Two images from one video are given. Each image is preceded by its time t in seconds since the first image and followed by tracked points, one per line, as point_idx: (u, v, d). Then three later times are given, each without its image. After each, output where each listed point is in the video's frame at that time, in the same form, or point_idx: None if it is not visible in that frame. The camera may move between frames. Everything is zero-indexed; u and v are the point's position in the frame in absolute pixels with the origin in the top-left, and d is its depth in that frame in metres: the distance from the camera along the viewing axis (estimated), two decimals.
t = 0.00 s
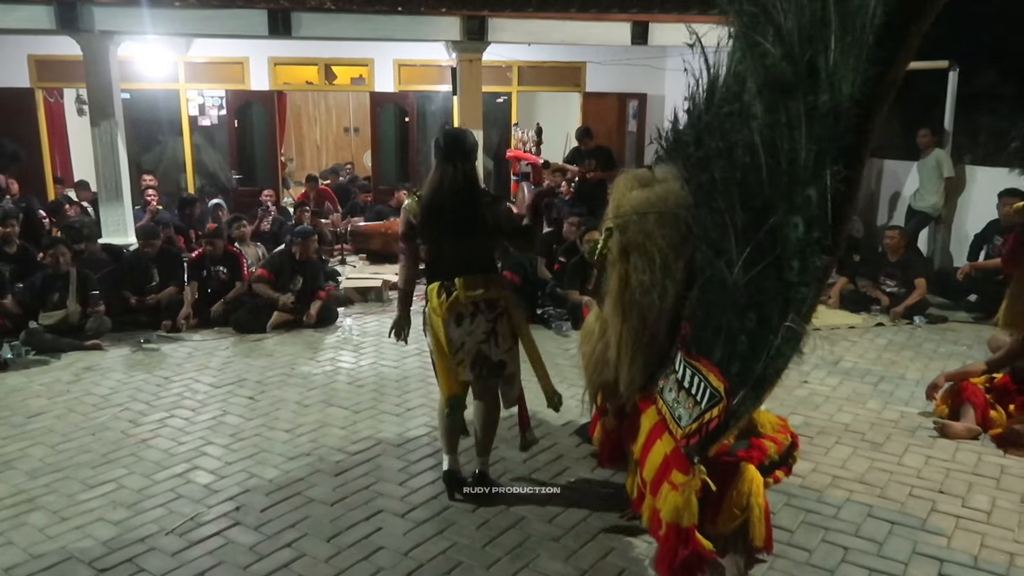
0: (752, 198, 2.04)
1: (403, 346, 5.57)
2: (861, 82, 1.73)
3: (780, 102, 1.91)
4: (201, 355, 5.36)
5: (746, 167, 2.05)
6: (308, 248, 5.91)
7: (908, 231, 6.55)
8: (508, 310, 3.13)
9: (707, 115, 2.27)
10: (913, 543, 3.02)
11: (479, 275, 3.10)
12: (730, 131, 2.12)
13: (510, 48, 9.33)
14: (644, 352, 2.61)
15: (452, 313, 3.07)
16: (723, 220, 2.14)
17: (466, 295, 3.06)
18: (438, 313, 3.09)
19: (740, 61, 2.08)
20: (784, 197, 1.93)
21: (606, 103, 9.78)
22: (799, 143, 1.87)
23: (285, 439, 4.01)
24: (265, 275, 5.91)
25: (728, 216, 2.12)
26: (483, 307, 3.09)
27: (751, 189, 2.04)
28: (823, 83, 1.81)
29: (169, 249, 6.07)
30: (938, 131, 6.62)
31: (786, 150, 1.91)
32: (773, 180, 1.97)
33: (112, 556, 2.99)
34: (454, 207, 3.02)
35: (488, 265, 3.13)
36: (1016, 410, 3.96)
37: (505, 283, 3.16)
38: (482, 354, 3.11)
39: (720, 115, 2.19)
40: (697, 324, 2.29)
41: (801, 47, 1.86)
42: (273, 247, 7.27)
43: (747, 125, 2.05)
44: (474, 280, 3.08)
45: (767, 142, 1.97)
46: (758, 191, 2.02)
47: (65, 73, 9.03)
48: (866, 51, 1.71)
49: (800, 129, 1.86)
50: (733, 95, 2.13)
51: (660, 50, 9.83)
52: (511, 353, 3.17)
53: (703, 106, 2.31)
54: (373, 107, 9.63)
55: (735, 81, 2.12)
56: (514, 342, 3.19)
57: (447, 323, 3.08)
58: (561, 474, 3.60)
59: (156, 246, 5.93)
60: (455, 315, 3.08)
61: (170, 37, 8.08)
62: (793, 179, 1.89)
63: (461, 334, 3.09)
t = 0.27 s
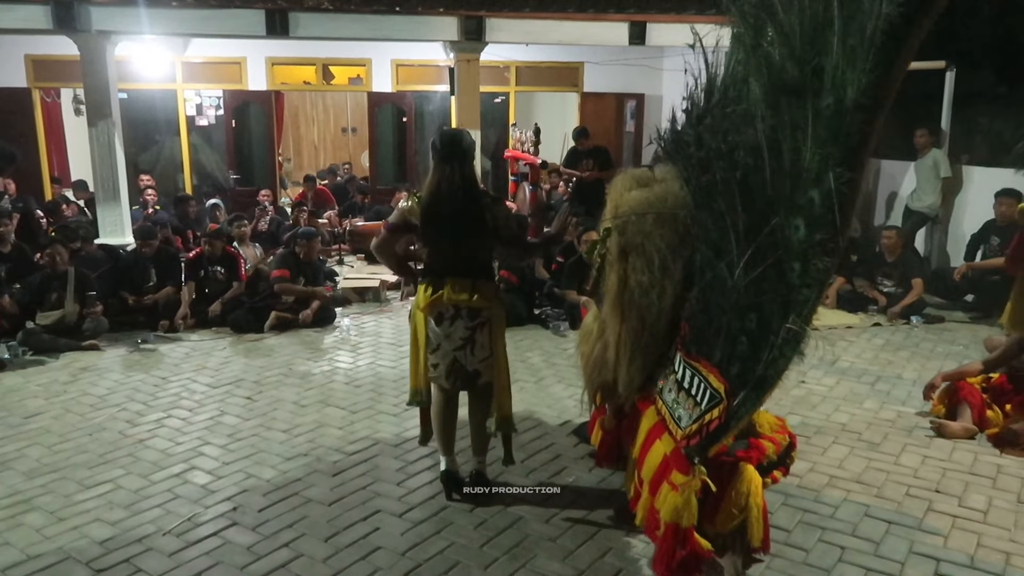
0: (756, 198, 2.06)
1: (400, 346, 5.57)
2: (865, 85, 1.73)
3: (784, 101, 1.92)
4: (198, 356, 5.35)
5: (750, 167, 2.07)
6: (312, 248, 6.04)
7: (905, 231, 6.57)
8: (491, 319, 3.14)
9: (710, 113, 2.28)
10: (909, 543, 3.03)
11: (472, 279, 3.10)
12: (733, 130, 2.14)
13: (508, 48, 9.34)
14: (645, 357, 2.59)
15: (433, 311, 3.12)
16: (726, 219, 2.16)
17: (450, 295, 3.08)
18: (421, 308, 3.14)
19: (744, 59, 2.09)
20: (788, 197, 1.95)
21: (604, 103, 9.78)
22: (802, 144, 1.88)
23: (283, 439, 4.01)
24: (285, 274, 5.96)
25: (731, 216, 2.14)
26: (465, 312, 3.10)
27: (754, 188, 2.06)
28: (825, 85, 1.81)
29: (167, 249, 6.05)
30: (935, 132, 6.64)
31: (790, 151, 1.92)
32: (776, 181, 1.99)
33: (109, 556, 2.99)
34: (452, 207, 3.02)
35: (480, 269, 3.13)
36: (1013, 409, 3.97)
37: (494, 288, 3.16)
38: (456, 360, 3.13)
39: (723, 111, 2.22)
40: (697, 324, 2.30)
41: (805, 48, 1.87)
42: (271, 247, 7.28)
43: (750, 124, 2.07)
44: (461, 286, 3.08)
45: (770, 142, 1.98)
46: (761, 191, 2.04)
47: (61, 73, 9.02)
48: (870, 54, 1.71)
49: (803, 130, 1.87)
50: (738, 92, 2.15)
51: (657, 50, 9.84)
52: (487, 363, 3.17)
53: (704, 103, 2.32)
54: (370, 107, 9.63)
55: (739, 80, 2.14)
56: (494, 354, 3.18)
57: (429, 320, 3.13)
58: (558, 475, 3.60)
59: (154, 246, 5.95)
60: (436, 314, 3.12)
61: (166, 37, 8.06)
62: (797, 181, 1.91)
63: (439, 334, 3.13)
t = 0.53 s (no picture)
0: (751, 196, 2.06)
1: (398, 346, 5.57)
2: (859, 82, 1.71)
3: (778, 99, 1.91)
4: (196, 356, 5.35)
5: (746, 165, 2.06)
6: (316, 247, 6.18)
7: (902, 231, 6.57)
8: (489, 322, 3.14)
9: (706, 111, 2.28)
10: (907, 543, 3.03)
11: (473, 279, 3.10)
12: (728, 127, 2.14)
13: (506, 49, 9.35)
14: (645, 358, 2.62)
15: (431, 306, 3.11)
16: (722, 218, 2.15)
17: (450, 293, 3.07)
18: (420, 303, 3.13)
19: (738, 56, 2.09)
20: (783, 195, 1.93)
21: (602, 103, 9.78)
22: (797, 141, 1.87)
23: (280, 439, 4.01)
24: (298, 271, 6.09)
25: (727, 216, 2.13)
26: (461, 314, 3.10)
27: (750, 186, 2.06)
28: (819, 82, 1.80)
29: (165, 248, 6.02)
30: (932, 132, 6.65)
31: (785, 149, 1.91)
32: (772, 179, 1.98)
33: (107, 557, 2.98)
34: (454, 207, 3.03)
35: (482, 270, 3.13)
36: (1011, 409, 3.95)
37: (494, 291, 3.17)
38: (448, 359, 3.13)
39: (718, 109, 2.22)
40: (696, 323, 2.30)
41: (800, 46, 1.85)
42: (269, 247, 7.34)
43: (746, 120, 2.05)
44: (458, 285, 3.08)
45: (764, 140, 1.98)
46: (758, 189, 2.04)
47: (59, 73, 9.01)
48: (865, 50, 1.70)
49: (798, 129, 1.86)
50: (733, 90, 2.14)
51: (655, 50, 9.85)
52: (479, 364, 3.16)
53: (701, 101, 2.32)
54: (368, 108, 9.65)
55: (733, 77, 2.14)
56: (489, 355, 3.16)
57: (424, 316, 3.13)
58: (556, 475, 3.60)
59: (151, 246, 5.92)
60: (432, 310, 3.12)
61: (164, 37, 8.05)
62: (791, 179, 1.89)
63: (433, 330, 3.13)
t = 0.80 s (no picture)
0: (749, 194, 2.05)
1: (396, 346, 5.57)
2: (851, 81, 1.66)
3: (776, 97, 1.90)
4: (194, 356, 5.34)
5: (742, 164, 2.05)
6: (319, 249, 6.21)
7: (900, 231, 6.58)
8: (504, 313, 3.16)
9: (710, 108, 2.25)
10: (904, 542, 3.04)
11: (479, 278, 3.11)
12: (728, 124, 2.12)
13: (504, 49, 9.36)
14: (648, 355, 2.71)
15: (447, 314, 3.09)
16: (721, 215, 2.17)
17: (463, 297, 3.07)
18: (432, 314, 3.12)
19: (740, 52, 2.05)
20: (781, 193, 1.92)
21: (599, 103, 9.78)
22: (794, 139, 1.85)
23: (278, 440, 4.01)
24: (302, 269, 6.13)
25: (726, 214, 2.15)
26: (480, 311, 3.11)
27: (750, 184, 2.04)
28: (816, 81, 1.76)
29: (162, 249, 6.01)
30: (930, 132, 6.66)
31: (783, 148, 1.89)
32: (769, 177, 1.97)
33: (104, 558, 2.98)
34: (449, 209, 3.01)
35: (487, 269, 3.14)
36: (1008, 409, 3.98)
37: (501, 285, 3.19)
38: (473, 356, 3.16)
39: (720, 110, 2.20)
40: (698, 322, 2.34)
41: (797, 42, 1.82)
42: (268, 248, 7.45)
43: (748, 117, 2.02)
44: (468, 284, 3.09)
45: (762, 139, 1.97)
46: (755, 189, 2.03)
47: (56, 73, 9.00)
48: (858, 47, 1.64)
49: (795, 127, 1.85)
50: (735, 86, 2.12)
51: (653, 50, 9.85)
52: (501, 359, 3.20)
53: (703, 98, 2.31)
54: (366, 108, 9.64)
55: (734, 74, 2.12)
56: (506, 348, 3.21)
57: (442, 323, 3.10)
58: (555, 475, 3.61)
59: (150, 246, 5.92)
60: (450, 316, 3.10)
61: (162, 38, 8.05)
62: (788, 179, 1.88)
63: (455, 336, 3.12)
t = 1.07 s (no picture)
0: (752, 188, 2.05)
1: (394, 347, 5.57)
2: (855, 68, 1.75)
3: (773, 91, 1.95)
4: (191, 357, 5.33)
5: (744, 156, 2.05)
6: (317, 249, 6.17)
7: (897, 231, 6.60)
8: (503, 310, 3.15)
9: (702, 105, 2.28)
10: (901, 542, 3.05)
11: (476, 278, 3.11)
12: (725, 120, 2.12)
13: (501, 49, 9.39)
14: (657, 354, 2.74)
15: (447, 314, 3.10)
16: (729, 209, 2.12)
17: (459, 298, 3.08)
18: (431, 315, 3.12)
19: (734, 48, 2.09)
20: (786, 186, 1.93)
21: (597, 103, 9.80)
22: (795, 131, 1.88)
23: (275, 441, 4.00)
24: (300, 268, 6.09)
25: (731, 207, 2.12)
26: (477, 309, 3.10)
27: (751, 180, 2.05)
28: (814, 72, 1.83)
29: (159, 249, 6.01)
30: (927, 132, 6.67)
31: (784, 140, 1.91)
32: (770, 169, 1.97)
33: (100, 560, 2.97)
34: (448, 210, 3.02)
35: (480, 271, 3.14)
36: (1004, 409, 4.00)
37: (499, 284, 3.18)
38: (475, 355, 3.14)
39: (716, 102, 2.20)
40: (712, 317, 2.30)
41: (793, 35, 1.89)
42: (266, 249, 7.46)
43: (745, 112, 2.05)
44: (465, 284, 3.09)
45: (762, 134, 1.97)
46: (758, 182, 2.03)
47: (53, 74, 8.98)
48: (857, 36, 1.74)
49: (794, 118, 1.88)
50: (728, 83, 2.15)
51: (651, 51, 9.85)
52: (504, 353, 3.18)
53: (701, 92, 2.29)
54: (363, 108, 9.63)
55: (733, 69, 2.12)
56: (509, 344, 3.19)
57: (442, 325, 3.11)
58: (552, 475, 3.60)
59: (148, 248, 5.93)
60: (449, 317, 3.11)
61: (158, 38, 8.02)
62: (792, 171, 1.90)
63: (455, 336, 3.12)
